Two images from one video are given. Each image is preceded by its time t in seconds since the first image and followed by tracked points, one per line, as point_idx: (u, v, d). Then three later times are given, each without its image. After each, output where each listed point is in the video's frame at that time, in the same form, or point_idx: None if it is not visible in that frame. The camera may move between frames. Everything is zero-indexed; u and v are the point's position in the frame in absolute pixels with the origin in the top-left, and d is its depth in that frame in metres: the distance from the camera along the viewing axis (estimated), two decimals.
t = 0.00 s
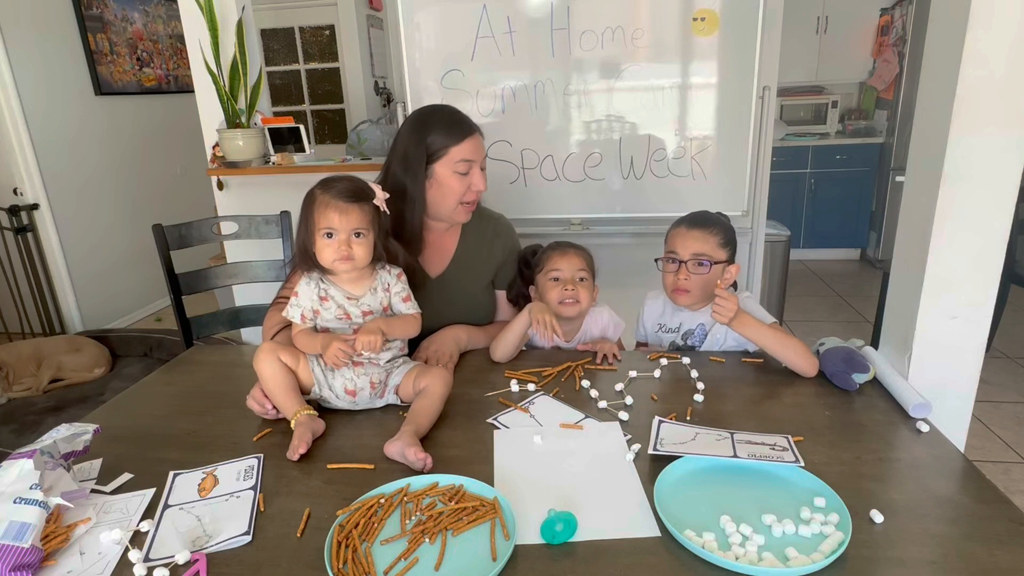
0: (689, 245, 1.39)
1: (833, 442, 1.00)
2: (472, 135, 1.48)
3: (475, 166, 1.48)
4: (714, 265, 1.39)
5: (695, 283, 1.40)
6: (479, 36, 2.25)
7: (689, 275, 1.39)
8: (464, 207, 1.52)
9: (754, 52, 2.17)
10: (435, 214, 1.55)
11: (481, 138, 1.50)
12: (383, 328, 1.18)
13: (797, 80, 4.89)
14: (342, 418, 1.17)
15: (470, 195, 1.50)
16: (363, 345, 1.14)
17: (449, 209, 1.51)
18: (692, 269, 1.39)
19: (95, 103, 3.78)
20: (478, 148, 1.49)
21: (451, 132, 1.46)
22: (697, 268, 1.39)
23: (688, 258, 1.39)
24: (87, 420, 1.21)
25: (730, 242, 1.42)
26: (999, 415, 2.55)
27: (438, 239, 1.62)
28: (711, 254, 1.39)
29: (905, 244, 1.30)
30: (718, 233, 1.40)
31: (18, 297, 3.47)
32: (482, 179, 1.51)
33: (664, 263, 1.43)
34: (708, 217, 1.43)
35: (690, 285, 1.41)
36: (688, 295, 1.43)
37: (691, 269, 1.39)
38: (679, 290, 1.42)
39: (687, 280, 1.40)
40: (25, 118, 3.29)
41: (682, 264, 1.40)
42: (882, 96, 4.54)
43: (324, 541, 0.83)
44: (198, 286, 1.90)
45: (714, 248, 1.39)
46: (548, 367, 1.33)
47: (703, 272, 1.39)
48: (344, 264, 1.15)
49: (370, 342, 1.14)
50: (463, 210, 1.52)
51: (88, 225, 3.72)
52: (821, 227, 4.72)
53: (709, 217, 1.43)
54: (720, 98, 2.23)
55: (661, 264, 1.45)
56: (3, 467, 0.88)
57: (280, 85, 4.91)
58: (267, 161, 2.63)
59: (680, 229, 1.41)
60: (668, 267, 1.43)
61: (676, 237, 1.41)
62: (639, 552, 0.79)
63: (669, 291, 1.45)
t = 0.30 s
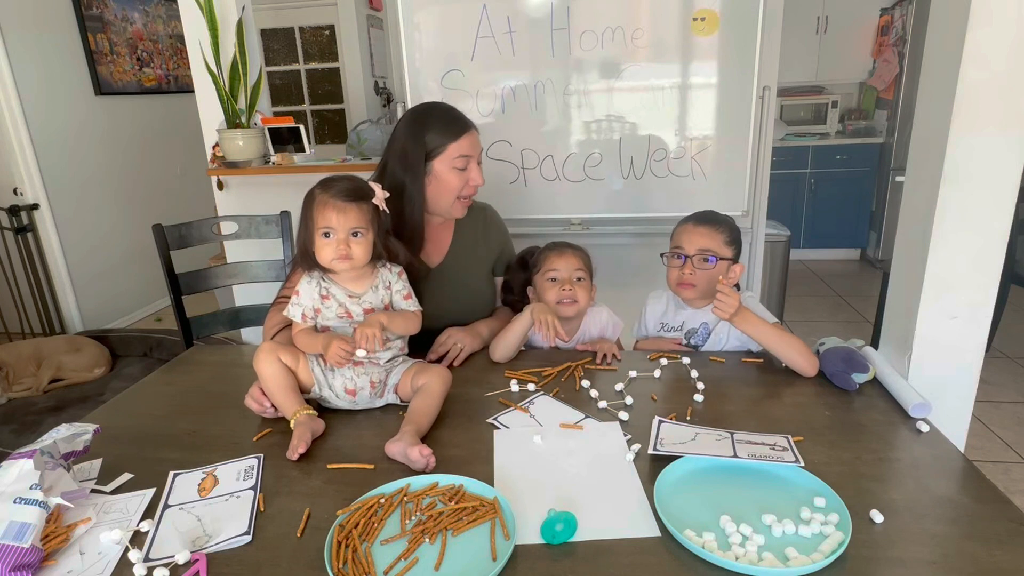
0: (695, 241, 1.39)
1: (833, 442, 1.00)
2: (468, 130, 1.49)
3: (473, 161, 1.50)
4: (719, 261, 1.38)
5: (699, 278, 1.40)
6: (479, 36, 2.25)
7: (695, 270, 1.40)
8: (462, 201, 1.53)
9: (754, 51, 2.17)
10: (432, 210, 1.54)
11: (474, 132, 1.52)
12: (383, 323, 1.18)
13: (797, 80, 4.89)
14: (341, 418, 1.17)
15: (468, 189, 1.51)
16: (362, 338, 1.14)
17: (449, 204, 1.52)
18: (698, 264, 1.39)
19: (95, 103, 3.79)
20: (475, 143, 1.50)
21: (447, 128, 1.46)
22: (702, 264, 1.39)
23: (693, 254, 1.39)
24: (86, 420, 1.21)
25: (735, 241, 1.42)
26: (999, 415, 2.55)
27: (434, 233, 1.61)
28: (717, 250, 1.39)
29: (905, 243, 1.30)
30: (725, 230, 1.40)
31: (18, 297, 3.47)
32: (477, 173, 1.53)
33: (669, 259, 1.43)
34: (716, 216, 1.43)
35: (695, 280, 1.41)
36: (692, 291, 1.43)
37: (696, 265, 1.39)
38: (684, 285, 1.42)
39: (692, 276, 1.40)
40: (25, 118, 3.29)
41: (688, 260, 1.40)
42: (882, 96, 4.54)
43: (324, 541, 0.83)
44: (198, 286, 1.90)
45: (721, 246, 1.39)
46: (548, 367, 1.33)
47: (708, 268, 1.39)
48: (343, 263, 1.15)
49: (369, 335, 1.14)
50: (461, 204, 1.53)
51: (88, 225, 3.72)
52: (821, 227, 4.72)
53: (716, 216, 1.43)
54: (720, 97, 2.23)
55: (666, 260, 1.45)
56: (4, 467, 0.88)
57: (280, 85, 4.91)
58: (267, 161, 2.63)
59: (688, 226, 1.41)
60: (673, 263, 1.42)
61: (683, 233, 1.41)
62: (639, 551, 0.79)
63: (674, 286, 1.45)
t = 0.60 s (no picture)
0: (695, 241, 1.39)
1: (833, 442, 1.00)
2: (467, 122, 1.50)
3: (474, 153, 1.50)
4: (719, 261, 1.38)
5: (698, 279, 1.40)
6: (479, 36, 2.24)
7: (694, 271, 1.40)
8: (467, 193, 1.53)
9: (754, 50, 2.17)
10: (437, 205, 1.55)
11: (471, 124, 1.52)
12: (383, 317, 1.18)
13: (797, 80, 4.89)
14: (341, 418, 1.17)
15: (471, 181, 1.52)
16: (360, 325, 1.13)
17: (452, 198, 1.52)
18: (697, 264, 1.39)
19: (95, 103, 3.79)
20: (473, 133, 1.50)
21: (445, 120, 1.46)
22: (702, 264, 1.39)
23: (693, 254, 1.39)
24: (86, 420, 1.21)
25: (735, 240, 1.42)
26: (999, 415, 2.55)
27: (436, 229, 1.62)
28: (716, 249, 1.39)
29: (905, 243, 1.30)
30: (726, 230, 1.40)
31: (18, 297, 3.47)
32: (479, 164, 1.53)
33: (668, 258, 1.43)
34: (716, 216, 1.43)
35: (695, 279, 1.41)
36: (692, 291, 1.43)
37: (696, 265, 1.39)
38: (683, 284, 1.42)
39: (691, 276, 1.40)
40: (25, 118, 3.29)
41: (687, 260, 1.40)
42: (882, 96, 4.54)
43: (324, 541, 0.83)
44: (198, 286, 1.90)
45: (721, 246, 1.39)
46: (548, 367, 1.33)
47: (708, 268, 1.39)
48: (341, 263, 1.15)
49: (368, 319, 1.14)
50: (466, 196, 1.53)
51: (88, 224, 3.72)
52: (821, 227, 4.72)
53: (717, 217, 1.43)
54: (720, 97, 2.23)
55: (667, 260, 1.45)
56: (4, 467, 0.88)
57: (280, 85, 4.91)
58: (267, 161, 2.63)
59: (688, 226, 1.41)
60: (672, 262, 1.42)
61: (683, 233, 1.41)
62: (639, 552, 0.79)
63: (674, 286, 1.45)
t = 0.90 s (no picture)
0: (694, 240, 1.39)
1: (833, 442, 1.00)
2: (438, 107, 1.53)
3: (444, 132, 1.52)
4: (718, 260, 1.38)
5: (697, 277, 1.40)
6: (479, 36, 2.24)
7: (694, 270, 1.39)
8: (452, 171, 1.51)
9: (754, 50, 2.17)
10: (433, 194, 1.57)
11: (447, 110, 1.55)
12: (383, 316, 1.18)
13: (797, 80, 4.89)
14: (341, 418, 1.17)
15: (453, 159, 1.51)
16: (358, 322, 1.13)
17: (435, 180, 1.52)
18: (696, 264, 1.39)
19: (95, 103, 3.79)
20: (441, 114, 1.53)
21: (415, 111, 1.52)
22: (701, 263, 1.39)
23: (692, 253, 1.39)
24: (86, 420, 1.21)
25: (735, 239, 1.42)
26: (999, 415, 2.55)
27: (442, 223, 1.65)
28: (714, 248, 1.38)
29: (905, 243, 1.30)
30: (725, 230, 1.40)
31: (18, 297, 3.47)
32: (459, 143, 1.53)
33: (668, 257, 1.43)
34: (716, 215, 1.43)
35: (694, 279, 1.41)
36: (690, 291, 1.43)
37: (695, 265, 1.39)
38: (683, 283, 1.42)
39: (690, 274, 1.40)
40: (25, 118, 3.30)
41: (687, 259, 1.39)
42: (882, 96, 4.53)
43: (324, 542, 0.83)
44: (198, 286, 1.90)
45: (720, 244, 1.39)
46: (548, 367, 1.33)
47: (707, 267, 1.38)
48: (340, 263, 1.15)
49: (367, 316, 1.14)
50: (453, 175, 1.52)
51: (88, 224, 3.72)
52: (821, 227, 4.72)
53: (718, 215, 1.43)
54: (720, 98, 2.23)
55: (665, 259, 1.45)
56: (3, 467, 0.88)
57: (280, 85, 4.91)
58: (267, 161, 2.64)
59: (686, 224, 1.41)
60: (671, 261, 1.42)
61: (682, 231, 1.41)
62: (639, 552, 0.79)
63: (673, 284, 1.45)
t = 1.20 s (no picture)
0: (697, 240, 1.39)
1: (833, 442, 1.00)
2: (445, 103, 1.56)
3: (442, 125, 1.53)
4: (722, 260, 1.38)
5: (701, 277, 1.40)
6: (479, 36, 2.24)
7: (698, 269, 1.39)
8: (446, 165, 1.51)
9: (754, 50, 2.17)
10: (436, 191, 1.58)
11: (454, 108, 1.56)
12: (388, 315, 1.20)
13: (797, 79, 4.89)
14: (341, 418, 1.17)
15: (447, 154, 1.51)
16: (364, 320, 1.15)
17: (428, 173, 1.52)
18: (700, 264, 1.39)
19: (95, 103, 3.78)
20: (444, 109, 1.54)
21: (421, 109, 1.56)
22: (705, 263, 1.39)
23: (695, 253, 1.39)
24: (86, 420, 1.21)
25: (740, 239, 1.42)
26: (999, 415, 2.55)
27: (450, 220, 1.66)
28: (717, 248, 1.38)
29: (905, 243, 1.30)
30: (729, 230, 1.39)
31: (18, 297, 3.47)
32: (458, 139, 1.52)
33: (672, 256, 1.43)
34: (719, 214, 1.42)
35: (699, 279, 1.41)
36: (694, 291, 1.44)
37: (699, 264, 1.39)
38: (686, 283, 1.43)
39: (694, 274, 1.40)
40: (25, 118, 3.29)
41: (691, 259, 1.39)
42: (882, 96, 4.53)
43: (325, 541, 0.83)
44: (198, 286, 1.90)
45: (724, 245, 1.39)
46: (548, 367, 1.33)
47: (711, 267, 1.38)
48: (342, 264, 1.15)
49: (374, 315, 1.15)
50: (447, 170, 1.51)
51: (88, 224, 3.72)
52: (821, 228, 4.72)
53: (721, 215, 1.42)
54: (720, 98, 2.23)
55: (669, 259, 1.45)
56: (3, 467, 0.88)
57: (280, 85, 4.91)
58: (267, 161, 2.64)
59: (690, 224, 1.41)
60: (675, 261, 1.43)
61: (686, 231, 1.41)
62: (639, 551, 0.79)
63: (677, 284, 1.45)
